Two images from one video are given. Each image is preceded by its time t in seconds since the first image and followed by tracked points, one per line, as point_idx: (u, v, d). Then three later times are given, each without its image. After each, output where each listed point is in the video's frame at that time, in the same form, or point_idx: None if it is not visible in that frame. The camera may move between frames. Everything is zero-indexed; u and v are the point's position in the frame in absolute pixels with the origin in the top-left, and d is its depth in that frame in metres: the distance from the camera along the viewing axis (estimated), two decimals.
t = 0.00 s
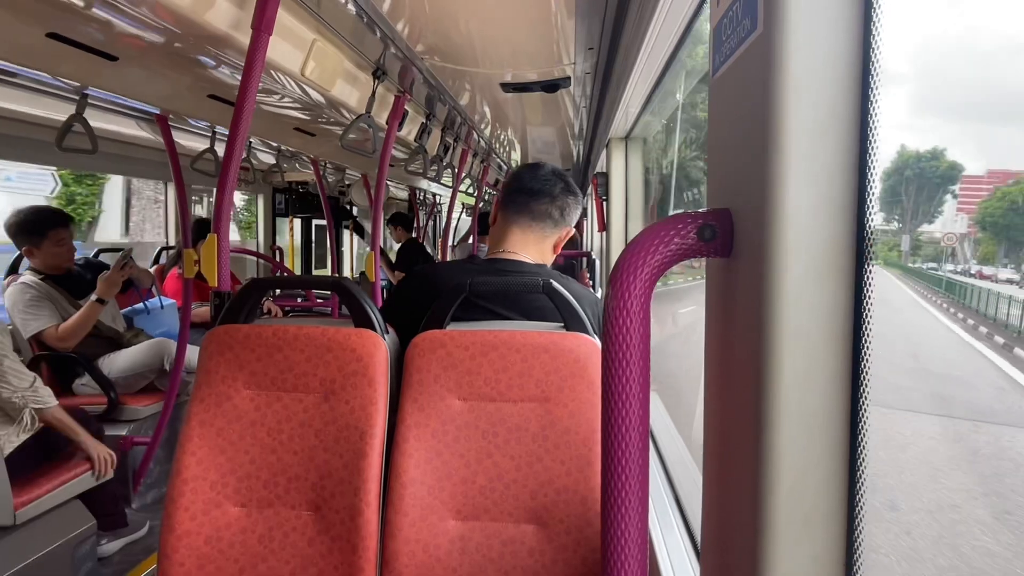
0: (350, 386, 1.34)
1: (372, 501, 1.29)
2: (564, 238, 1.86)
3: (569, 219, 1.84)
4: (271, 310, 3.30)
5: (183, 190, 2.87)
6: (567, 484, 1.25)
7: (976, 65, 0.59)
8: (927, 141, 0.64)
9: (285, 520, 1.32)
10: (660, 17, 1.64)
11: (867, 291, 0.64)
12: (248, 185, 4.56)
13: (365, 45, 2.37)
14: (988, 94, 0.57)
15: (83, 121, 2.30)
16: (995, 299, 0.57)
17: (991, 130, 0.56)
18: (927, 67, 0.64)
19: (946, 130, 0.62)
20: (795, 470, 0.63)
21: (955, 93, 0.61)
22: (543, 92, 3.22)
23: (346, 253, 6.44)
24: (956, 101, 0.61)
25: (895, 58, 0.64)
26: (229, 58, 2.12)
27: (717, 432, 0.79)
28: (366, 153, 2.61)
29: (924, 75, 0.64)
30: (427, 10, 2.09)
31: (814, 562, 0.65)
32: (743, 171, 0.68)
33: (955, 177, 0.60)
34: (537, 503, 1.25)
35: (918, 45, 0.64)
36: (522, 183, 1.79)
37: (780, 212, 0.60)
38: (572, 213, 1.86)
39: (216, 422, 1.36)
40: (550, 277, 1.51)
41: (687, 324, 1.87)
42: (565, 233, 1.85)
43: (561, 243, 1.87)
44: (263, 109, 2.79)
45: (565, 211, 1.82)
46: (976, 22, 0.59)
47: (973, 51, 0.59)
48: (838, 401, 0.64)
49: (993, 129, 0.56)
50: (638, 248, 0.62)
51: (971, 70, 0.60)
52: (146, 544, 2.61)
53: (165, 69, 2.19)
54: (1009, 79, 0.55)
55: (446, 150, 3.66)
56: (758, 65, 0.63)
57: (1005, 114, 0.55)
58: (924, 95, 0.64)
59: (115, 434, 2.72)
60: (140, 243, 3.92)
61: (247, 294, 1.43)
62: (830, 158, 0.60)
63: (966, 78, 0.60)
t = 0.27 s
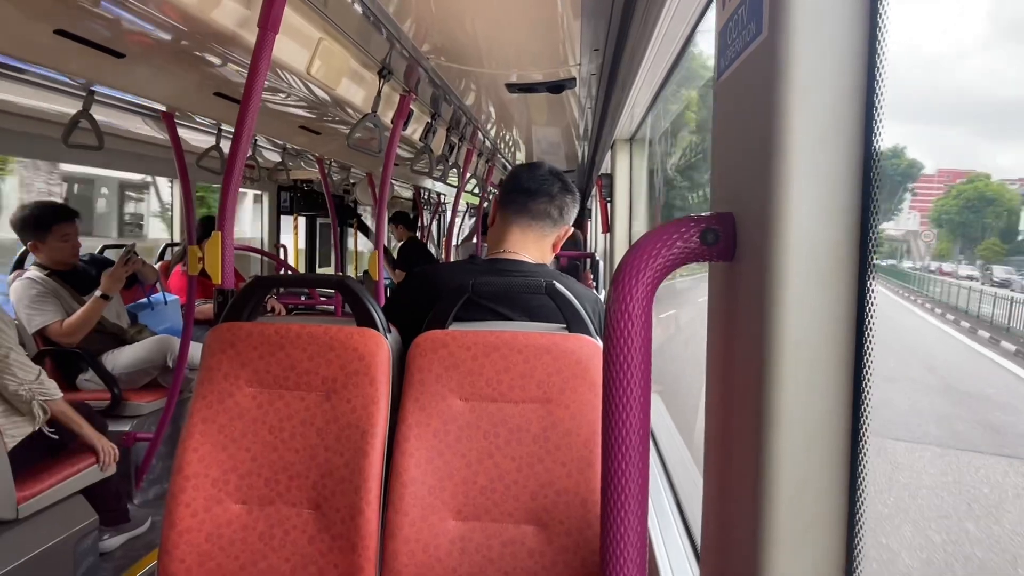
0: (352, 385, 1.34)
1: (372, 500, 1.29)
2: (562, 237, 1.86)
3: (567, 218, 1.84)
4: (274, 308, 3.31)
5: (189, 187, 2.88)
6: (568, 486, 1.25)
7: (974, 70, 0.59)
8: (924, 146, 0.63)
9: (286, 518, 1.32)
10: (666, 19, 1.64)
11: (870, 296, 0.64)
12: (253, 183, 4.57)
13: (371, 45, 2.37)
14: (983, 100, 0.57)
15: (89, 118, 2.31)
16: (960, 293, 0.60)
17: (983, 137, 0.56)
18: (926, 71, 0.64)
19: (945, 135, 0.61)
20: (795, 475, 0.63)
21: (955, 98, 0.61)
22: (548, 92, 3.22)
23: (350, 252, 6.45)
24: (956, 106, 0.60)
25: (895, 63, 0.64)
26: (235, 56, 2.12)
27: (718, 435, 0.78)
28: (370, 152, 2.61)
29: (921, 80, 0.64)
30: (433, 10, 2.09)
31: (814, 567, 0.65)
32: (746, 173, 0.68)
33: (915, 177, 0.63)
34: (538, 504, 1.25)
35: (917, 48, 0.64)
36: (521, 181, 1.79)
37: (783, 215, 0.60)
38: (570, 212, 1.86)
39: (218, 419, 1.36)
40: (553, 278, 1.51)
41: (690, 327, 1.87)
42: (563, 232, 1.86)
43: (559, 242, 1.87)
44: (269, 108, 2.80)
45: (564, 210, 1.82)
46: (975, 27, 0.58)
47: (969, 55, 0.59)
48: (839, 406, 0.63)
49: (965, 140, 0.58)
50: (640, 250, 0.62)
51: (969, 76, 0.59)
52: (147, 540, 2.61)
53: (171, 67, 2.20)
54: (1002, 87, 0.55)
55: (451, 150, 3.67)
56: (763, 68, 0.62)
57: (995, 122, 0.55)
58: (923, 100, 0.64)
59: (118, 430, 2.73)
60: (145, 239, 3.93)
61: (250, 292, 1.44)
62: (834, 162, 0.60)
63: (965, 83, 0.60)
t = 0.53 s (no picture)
0: (351, 386, 1.34)
1: (372, 502, 1.29)
2: (570, 241, 1.85)
3: (575, 222, 1.83)
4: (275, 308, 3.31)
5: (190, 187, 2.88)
6: (567, 488, 1.25)
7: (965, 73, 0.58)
8: (919, 148, 0.63)
9: (285, 519, 1.32)
10: (667, 20, 1.64)
11: (869, 299, 0.64)
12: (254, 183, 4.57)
13: (372, 46, 2.37)
14: (972, 101, 0.57)
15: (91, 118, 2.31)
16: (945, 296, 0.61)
17: (976, 140, 0.56)
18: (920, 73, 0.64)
19: (944, 138, 0.61)
20: (794, 478, 0.63)
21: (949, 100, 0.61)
22: (549, 94, 3.22)
23: (351, 253, 6.45)
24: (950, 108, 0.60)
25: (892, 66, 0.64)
26: (236, 57, 2.12)
27: (718, 438, 0.78)
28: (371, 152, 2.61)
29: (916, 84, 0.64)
30: (434, 11, 2.09)
31: (813, 571, 0.65)
32: (746, 176, 0.68)
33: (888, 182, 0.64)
34: (537, 506, 1.25)
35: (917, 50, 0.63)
36: (528, 184, 1.78)
37: (782, 218, 0.60)
38: (579, 216, 1.85)
39: (218, 420, 1.36)
40: (553, 280, 1.51)
41: (690, 329, 1.86)
42: (571, 236, 1.85)
43: (568, 246, 1.86)
44: (270, 108, 2.80)
45: (573, 215, 1.81)
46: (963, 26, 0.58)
47: (964, 56, 0.58)
48: (839, 410, 0.63)
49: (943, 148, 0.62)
50: (640, 252, 0.62)
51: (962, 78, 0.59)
52: (146, 540, 2.61)
53: (172, 67, 2.20)
54: (992, 89, 0.55)
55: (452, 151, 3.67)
56: (763, 70, 0.62)
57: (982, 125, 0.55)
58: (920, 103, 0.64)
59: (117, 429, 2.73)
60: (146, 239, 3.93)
61: (250, 293, 1.44)
62: (834, 165, 0.60)
63: (959, 84, 0.59)
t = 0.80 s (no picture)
0: (356, 389, 1.34)
1: (377, 505, 1.30)
2: (576, 243, 1.86)
3: (580, 224, 1.83)
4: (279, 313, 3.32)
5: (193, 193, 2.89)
6: (572, 489, 1.25)
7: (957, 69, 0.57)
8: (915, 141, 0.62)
9: (291, 523, 1.32)
10: (666, 21, 1.64)
11: (872, 297, 0.64)
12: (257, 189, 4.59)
13: (373, 50, 2.38)
14: (966, 98, 0.56)
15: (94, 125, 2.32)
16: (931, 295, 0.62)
17: (973, 139, 0.55)
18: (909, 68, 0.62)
19: (943, 134, 0.60)
20: (799, 477, 0.63)
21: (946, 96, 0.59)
22: (550, 96, 3.23)
23: (354, 256, 6.46)
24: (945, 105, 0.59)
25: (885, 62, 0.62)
26: (238, 63, 2.13)
27: (723, 437, 0.78)
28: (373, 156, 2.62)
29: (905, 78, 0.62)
30: (434, 15, 2.10)
31: (819, 569, 0.65)
32: (748, 175, 0.68)
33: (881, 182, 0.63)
34: (543, 508, 1.25)
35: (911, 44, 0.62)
36: (534, 186, 1.79)
37: (784, 217, 0.60)
38: (584, 219, 1.85)
39: (223, 424, 1.36)
40: (556, 281, 1.51)
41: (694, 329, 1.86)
42: (576, 239, 1.85)
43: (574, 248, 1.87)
44: (272, 113, 2.81)
45: (578, 218, 1.81)
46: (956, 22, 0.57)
47: (961, 52, 0.57)
48: (843, 409, 0.63)
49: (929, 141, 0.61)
50: (643, 252, 0.62)
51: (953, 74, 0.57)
52: (152, 546, 2.61)
53: (174, 73, 2.21)
54: (990, 85, 0.53)
55: (454, 154, 3.68)
56: (763, 69, 0.63)
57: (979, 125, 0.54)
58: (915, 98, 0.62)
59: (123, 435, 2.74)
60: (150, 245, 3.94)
61: (254, 297, 1.44)
62: (836, 163, 0.60)
63: (955, 78, 0.58)
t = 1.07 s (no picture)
0: (356, 395, 1.34)
1: (379, 511, 1.29)
2: (568, 240, 1.85)
3: (571, 221, 1.83)
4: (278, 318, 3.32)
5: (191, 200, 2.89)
6: (574, 492, 1.24)
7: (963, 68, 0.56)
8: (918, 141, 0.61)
9: (293, 530, 1.32)
10: (662, 23, 1.64)
11: (874, 297, 0.63)
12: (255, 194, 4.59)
13: (369, 55, 2.38)
14: (970, 97, 0.55)
15: (92, 134, 2.32)
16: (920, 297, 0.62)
17: (974, 137, 0.55)
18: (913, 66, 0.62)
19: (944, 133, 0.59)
20: (801, 480, 0.63)
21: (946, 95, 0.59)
22: (547, 99, 3.23)
23: (353, 261, 6.45)
24: (948, 104, 0.58)
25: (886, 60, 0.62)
26: (234, 69, 2.13)
27: (725, 439, 0.78)
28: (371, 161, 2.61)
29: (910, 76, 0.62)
30: (430, 19, 2.10)
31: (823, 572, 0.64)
32: (747, 177, 0.68)
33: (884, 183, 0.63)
34: (545, 511, 1.25)
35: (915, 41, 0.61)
36: (522, 189, 1.77)
37: (783, 219, 0.60)
38: (575, 215, 1.84)
39: (223, 432, 1.36)
40: (556, 283, 1.51)
41: (694, 330, 1.86)
42: (568, 236, 1.85)
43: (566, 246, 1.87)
44: (270, 120, 2.81)
45: (568, 216, 1.80)
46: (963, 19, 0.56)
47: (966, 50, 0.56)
48: (844, 408, 0.63)
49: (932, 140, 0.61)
50: (642, 255, 0.62)
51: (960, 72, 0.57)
52: (154, 554, 2.61)
53: (171, 81, 2.21)
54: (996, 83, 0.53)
55: (452, 158, 3.68)
56: (761, 71, 0.63)
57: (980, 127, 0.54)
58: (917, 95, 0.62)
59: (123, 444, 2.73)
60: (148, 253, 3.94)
61: (253, 304, 1.44)
62: (834, 165, 0.60)
63: (958, 78, 0.58)
